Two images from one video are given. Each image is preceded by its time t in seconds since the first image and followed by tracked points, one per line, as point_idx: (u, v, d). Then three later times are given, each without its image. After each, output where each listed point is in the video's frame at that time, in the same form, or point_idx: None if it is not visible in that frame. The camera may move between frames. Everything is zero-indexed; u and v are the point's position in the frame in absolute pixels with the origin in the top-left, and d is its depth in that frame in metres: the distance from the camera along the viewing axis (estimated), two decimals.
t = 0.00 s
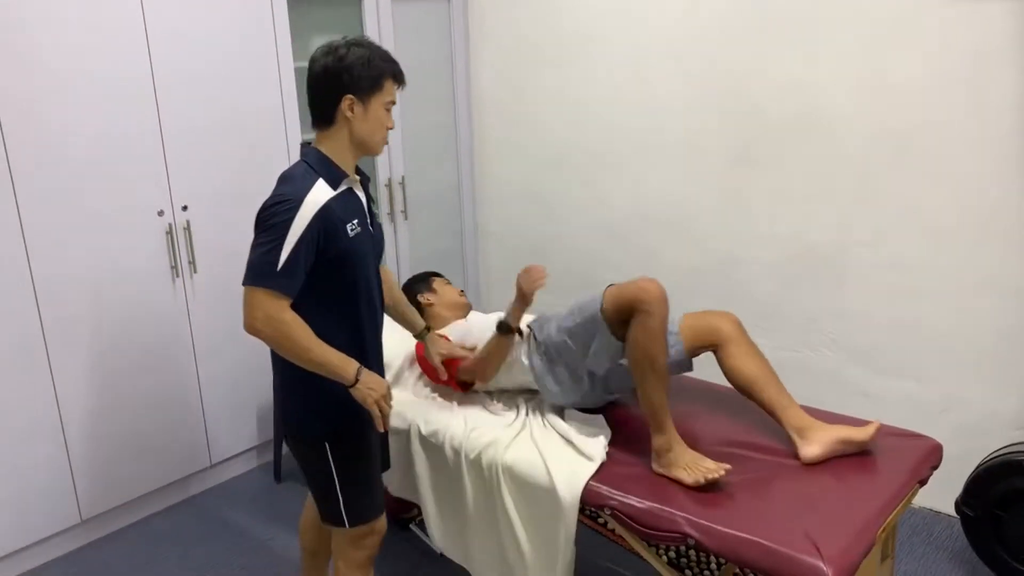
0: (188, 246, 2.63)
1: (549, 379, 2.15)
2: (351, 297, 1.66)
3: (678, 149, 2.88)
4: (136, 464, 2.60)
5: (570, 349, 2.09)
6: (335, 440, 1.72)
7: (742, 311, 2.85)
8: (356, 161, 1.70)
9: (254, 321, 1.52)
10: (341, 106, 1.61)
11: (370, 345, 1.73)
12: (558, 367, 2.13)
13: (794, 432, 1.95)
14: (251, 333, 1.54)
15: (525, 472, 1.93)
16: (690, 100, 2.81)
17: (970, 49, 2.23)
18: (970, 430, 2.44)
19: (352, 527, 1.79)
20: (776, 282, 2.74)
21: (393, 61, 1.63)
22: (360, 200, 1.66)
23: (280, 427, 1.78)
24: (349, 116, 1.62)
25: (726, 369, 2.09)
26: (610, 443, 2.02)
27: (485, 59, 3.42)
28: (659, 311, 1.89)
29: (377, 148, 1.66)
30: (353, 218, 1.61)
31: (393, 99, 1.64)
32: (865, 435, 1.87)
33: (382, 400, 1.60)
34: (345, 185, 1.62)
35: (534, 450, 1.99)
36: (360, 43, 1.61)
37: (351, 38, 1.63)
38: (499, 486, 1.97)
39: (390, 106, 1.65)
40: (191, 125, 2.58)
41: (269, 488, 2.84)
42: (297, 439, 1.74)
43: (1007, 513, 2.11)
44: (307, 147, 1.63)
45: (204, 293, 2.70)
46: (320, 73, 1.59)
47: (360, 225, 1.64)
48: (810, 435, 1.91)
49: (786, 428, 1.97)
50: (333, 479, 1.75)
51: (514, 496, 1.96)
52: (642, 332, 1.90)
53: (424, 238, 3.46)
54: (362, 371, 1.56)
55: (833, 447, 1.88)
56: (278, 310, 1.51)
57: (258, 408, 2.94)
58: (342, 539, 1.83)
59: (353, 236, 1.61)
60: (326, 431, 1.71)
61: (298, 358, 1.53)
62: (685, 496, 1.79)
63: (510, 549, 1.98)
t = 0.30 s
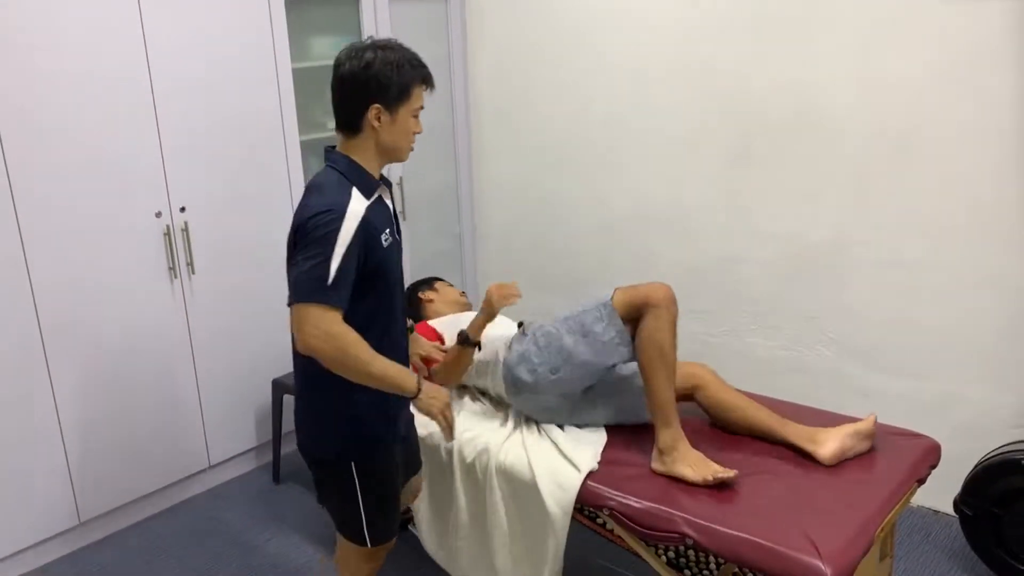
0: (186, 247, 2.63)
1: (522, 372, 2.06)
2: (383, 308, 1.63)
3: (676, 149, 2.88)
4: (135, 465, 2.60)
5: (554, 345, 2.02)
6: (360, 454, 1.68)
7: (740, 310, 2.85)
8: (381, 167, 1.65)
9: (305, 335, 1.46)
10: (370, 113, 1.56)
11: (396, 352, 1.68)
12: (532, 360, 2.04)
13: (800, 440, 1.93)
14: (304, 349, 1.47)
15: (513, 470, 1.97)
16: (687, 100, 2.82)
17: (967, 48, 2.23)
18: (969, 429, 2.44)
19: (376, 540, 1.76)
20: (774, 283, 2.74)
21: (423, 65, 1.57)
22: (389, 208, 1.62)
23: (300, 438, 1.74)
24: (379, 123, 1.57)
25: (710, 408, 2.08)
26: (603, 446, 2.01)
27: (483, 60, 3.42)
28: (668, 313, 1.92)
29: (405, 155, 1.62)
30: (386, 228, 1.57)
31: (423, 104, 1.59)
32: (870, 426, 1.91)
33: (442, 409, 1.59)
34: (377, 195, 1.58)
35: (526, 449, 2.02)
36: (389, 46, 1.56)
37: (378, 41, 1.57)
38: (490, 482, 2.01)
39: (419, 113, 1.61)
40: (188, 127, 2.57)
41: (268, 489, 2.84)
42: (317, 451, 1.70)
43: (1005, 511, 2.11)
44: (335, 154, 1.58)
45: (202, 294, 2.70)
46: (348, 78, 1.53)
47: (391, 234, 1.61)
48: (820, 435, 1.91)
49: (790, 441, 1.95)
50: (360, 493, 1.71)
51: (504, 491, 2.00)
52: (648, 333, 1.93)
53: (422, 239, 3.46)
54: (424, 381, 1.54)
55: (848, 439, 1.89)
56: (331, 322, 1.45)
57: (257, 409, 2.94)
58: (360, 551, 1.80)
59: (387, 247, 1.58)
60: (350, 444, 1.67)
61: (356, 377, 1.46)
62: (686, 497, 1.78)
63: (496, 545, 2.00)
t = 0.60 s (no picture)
0: (184, 249, 2.63)
1: (520, 390, 2.04)
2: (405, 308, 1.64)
3: (674, 150, 2.88)
4: (133, 468, 2.60)
5: (548, 358, 2.03)
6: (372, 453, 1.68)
7: (739, 312, 2.84)
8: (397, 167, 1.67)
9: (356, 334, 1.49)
10: (392, 112, 1.58)
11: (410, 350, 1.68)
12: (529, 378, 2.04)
13: (812, 447, 1.89)
14: (361, 351, 1.51)
15: (511, 471, 1.97)
16: (686, 100, 2.81)
17: (966, 49, 2.23)
18: (968, 429, 2.44)
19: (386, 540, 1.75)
20: (772, 284, 2.74)
21: (446, 71, 1.61)
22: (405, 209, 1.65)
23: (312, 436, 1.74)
24: (401, 123, 1.59)
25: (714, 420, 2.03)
26: (603, 446, 2.01)
27: (481, 61, 3.42)
28: (655, 311, 1.91)
29: (422, 157, 1.64)
30: (405, 228, 1.59)
31: (443, 109, 1.63)
32: (885, 430, 1.88)
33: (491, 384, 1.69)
34: (397, 195, 1.60)
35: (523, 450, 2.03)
36: (412, 50, 1.59)
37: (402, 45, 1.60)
38: (486, 481, 2.02)
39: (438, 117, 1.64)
40: (186, 129, 2.57)
41: (266, 491, 2.84)
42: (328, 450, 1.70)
43: (1004, 512, 2.11)
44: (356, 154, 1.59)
45: (200, 297, 2.69)
46: (374, 77, 1.55)
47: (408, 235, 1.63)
48: (835, 442, 1.87)
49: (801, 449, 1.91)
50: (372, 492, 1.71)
51: (499, 489, 2.00)
52: (640, 334, 1.92)
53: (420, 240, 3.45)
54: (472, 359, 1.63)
55: (862, 445, 1.85)
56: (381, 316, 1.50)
57: (257, 411, 2.93)
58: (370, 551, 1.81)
59: (406, 246, 1.61)
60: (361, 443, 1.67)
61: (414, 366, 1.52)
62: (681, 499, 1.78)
63: (489, 542, 2.01)
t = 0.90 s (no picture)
0: (183, 251, 2.62)
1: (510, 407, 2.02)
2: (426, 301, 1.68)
3: (674, 153, 2.88)
4: (131, 470, 2.59)
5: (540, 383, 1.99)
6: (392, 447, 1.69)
7: (738, 314, 2.84)
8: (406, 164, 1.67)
9: (416, 331, 1.55)
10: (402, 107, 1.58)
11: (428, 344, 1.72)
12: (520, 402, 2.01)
13: (812, 462, 1.85)
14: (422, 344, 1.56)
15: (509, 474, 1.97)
16: (685, 103, 2.82)
17: (964, 52, 2.24)
18: (968, 431, 2.44)
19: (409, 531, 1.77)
20: (771, 285, 2.74)
21: (455, 72, 1.63)
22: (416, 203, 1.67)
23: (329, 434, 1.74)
24: (411, 119, 1.59)
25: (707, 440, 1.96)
26: (602, 447, 2.01)
27: (479, 63, 3.42)
28: (650, 347, 1.84)
29: (431, 154, 1.64)
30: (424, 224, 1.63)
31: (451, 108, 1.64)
32: (888, 441, 1.83)
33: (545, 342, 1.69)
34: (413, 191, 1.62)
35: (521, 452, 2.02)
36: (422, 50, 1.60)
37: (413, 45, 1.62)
38: (485, 484, 2.01)
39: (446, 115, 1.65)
40: (185, 132, 2.57)
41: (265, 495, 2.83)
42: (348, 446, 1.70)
43: (1003, 515, 2.11)
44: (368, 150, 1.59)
45: (199, 299, 2.69)
46: (384, 73, 1.56)
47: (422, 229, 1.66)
48: (837, 458, 1.82)
49: (802, 464, 1.86)
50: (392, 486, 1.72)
51: (497, 493, 2.00)
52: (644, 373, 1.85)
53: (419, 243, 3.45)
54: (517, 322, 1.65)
55: (864, 461, 1.81)
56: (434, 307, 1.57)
57: (255, 414, 2.92)
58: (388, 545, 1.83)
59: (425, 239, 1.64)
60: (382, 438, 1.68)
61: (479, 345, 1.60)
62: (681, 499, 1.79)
63: (489, 546, 2.00)
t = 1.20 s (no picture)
0: (182, 252, 2.62)
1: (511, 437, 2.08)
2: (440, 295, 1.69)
3: (674, 154, 2.88)
4: (130, 471, 2.59)
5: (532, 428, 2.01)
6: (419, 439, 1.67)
7: (737, 315, 2.85)
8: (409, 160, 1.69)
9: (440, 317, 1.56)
10: (400, 105, 1.60)
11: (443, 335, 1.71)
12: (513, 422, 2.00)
13: (809, 469, 1.82)
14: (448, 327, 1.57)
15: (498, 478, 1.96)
16: (684, 104, 2.82)
17: (963, 53, 2.24)
18: (967, 432, 2.44)
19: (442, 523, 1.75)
20: (770, 286, 2.74)
21: (453, 67, 1.64)
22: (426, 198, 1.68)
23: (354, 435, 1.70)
24: (409, 115, 1.61)
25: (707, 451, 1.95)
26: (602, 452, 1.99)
27: (478, 64, 3.42)
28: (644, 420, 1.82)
29: (431, 149, 1.66)
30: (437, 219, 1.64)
31: (450, 103, 1.65)
32: (876, 443, 1.75)
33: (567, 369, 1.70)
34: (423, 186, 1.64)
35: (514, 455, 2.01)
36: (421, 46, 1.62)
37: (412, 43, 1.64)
38: (481, 487, 2.00)
39: (446, 110, 1.66)
40: (185, 133, 2.57)
41: (264, 496, 2.83)
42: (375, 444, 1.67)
43: (1002, 516, 2.11)
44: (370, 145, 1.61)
45: (198, 300, 2.69)
46: (381, 70, 1.58)
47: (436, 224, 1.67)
48: (831, 465, 1.78)
49: (800, 471, 1.84)
50: (421, 480, 1.70)
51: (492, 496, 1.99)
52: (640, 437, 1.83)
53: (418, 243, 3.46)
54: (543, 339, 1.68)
55: (858, 467, 1.75)
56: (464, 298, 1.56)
57: (254, 415, 2.92)
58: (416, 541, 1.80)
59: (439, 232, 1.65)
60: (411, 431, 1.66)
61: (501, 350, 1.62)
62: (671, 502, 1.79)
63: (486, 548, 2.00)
